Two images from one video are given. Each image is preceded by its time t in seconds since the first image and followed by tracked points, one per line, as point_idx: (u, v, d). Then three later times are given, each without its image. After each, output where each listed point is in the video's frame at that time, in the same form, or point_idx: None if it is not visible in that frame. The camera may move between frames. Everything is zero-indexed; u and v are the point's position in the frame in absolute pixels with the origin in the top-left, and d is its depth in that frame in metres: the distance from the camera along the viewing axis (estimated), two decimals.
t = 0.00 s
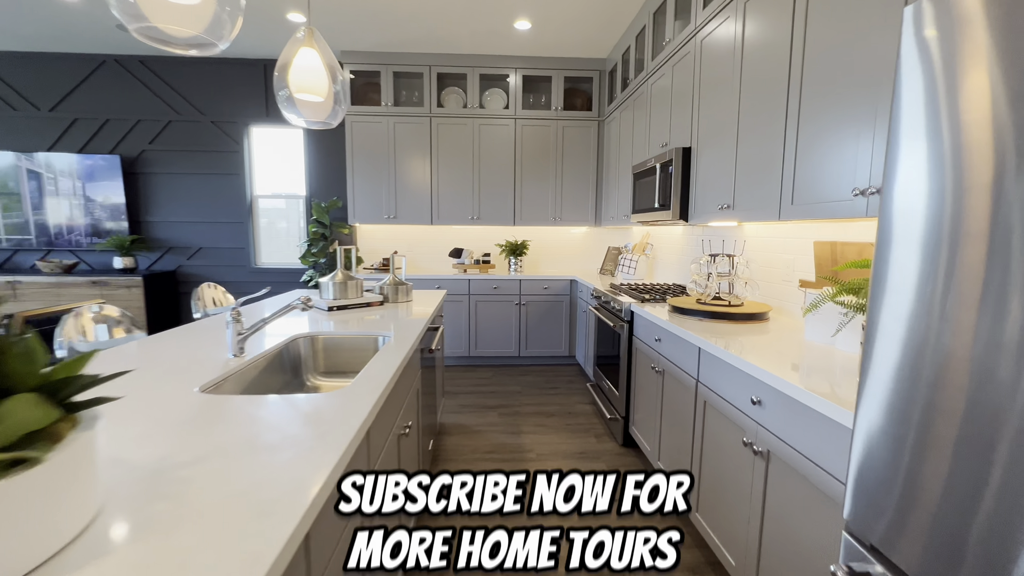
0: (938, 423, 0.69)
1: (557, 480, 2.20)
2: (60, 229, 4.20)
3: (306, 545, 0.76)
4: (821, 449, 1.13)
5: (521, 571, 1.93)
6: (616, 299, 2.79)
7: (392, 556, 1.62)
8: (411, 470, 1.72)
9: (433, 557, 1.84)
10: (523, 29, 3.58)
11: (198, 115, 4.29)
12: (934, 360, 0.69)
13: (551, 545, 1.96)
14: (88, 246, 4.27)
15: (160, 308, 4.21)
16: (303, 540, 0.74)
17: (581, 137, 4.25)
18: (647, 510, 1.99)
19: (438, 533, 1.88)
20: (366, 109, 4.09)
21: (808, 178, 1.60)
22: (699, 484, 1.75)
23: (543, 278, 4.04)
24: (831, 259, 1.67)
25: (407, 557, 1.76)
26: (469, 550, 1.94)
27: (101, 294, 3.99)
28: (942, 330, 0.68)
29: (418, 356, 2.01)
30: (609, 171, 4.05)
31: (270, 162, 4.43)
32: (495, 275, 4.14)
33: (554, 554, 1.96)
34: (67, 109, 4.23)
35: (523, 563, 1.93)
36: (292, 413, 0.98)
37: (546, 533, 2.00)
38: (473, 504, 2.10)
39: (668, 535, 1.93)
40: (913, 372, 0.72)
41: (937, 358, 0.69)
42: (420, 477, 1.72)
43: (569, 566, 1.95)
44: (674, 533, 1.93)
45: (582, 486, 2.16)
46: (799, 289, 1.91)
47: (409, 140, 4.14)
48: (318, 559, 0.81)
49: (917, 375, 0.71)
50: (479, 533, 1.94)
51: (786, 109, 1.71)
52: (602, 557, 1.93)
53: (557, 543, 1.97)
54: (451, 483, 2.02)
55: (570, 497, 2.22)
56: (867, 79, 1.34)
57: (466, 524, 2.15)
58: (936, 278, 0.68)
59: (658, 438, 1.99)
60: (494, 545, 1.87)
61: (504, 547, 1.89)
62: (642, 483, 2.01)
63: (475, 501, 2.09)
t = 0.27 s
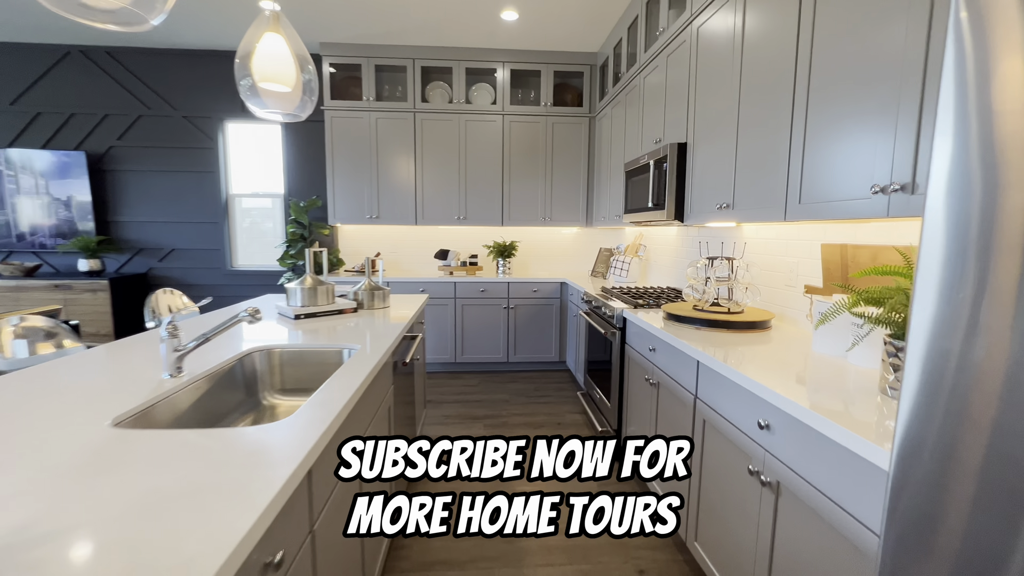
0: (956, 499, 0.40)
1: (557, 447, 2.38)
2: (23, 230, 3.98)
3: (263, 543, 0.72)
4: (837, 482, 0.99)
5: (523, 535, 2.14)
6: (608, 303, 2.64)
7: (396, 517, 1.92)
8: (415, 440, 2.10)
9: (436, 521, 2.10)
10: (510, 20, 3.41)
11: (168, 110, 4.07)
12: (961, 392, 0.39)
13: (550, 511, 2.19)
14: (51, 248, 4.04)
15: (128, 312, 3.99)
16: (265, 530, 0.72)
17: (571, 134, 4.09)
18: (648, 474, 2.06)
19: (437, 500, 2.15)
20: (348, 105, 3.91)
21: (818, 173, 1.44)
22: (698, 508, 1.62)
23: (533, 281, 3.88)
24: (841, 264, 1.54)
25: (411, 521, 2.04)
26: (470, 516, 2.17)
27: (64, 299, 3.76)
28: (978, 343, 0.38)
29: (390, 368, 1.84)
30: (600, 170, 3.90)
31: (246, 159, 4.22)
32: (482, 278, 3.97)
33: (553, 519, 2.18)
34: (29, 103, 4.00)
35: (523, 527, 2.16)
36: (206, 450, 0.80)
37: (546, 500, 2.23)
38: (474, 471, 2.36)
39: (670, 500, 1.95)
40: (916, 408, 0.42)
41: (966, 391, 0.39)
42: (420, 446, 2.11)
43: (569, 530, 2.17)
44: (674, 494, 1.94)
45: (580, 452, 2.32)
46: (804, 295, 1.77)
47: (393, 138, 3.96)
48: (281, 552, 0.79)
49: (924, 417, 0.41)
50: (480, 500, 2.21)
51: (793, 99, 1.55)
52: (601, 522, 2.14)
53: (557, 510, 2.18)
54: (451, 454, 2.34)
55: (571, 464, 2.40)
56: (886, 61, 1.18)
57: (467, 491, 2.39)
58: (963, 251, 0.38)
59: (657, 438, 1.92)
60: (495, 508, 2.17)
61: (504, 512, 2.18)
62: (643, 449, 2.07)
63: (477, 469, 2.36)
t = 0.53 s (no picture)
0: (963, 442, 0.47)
1: (558, 446, 2.45)
2: None
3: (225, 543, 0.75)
4: (865, 518, 0.87)
5: (521, 536, 2.14)
6: (601, 307, 2.48)
7: (396, 516, 2.05)
8: (416, 442, 2.28)
9: (436, 522, 2.13)
10: (498, 8, 3.24)
11: (137, 102, 3.85)
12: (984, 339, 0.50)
13: (550, 511, 2.18)
14: (11, 247, 3.81)
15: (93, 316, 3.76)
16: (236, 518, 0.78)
17: (562, 129, 3.94)
18: (648, 475, 1.92)
19: (437, 500, 2.20)
20: (328, 97, 3.72)
21: (839, 159, 1.28)
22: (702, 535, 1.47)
23: (523, 282, 3.72)
24: (860, 266, 1.41)
25: (410, 522, 2.11)
26: (470, 516, 2.20)
27: (23, 302, 3.53)
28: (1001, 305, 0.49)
29: (363, 380, 1.67)
30: (593, 166, 3.75)
31: (221, 154, 4.01)
32: (470, 279, 3.80)
33: (552, 520, 2.17)
34: None
35: (522, 528, 2.16)
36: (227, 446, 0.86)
37: (546, 501, 2.22)
38: (474, 471, 2.41)
39: (669, 500, 1.78)
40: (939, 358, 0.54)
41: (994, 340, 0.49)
42: (421, 447, 2.31)
43: (569, 530, 2.16)
44: (673, 493, 1.78)
45: (581, 451, 2.38)
46: (814, 298, 1.64)
47: (376, 132, 3.78)
48: (253, 541, 0.85)
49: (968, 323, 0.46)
50: (479, 500, 2.24)
51: (808, 80, 1.39)
52: (601, 523, 2.14)
53: (557, 510, 2.17)
54: (452, 455, 2.51)
55: (571, 464, 2.40)
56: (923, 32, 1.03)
57: (466, 490, 2.40)
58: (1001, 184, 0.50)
59: (657, 441, 1.80)
60: (495, 508, 2.20)
61: (503, 511, 2.20)
62: (643, 448, 1.97)
63: (477, 469, 2.42)
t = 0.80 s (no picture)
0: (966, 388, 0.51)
1: (558, 446, 2.38)
2: None
3: (208, 530, 0.75)
4: (915, 556, 0.75)
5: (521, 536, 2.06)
6: (598, 311, 2.31)
7: (396, 515, 2.00)
8: (415, 442, 2.37)
9: (436, 522, 2.06)
10: None
11: (104, 93, 3.62)
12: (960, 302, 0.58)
13: (551, 511, 2.11)
14: None
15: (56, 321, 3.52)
16: (219, 508, 0.77)
17: (555, 124, 3.78)
18: (647, 476, 1.76)
19: (437, 500, 2.14)
20: (308, 89, 3.52)
21: (870, 148, 1.13)
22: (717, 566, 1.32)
23: (514, 283, 3.55)
24: (889, 266, 1.29)
25: (411, 522, 2.05)
26: (470, 516, 2.13)
27: None
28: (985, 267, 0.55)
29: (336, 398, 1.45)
30: (587, 163, 3.59)
31: (195, 149, 3.79)
32: (459, 280, 3.63)
33: (553, 520, 2.10)
34: None
35: (522, 528, 2.08)
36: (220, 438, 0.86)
37: (546, 500, 2.15)
38: (474, 471, 2.36)
39: (670, 498, 1.66)
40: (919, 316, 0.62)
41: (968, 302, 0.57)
42: (420, 447, 2.35)
43: (569, 531, 2.09)
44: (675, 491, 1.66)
45: (581, 451, 2.30)
46: (835, 302, 1.50)
47: (359, 126, 3.59)
48: (240, 529, 0.84)
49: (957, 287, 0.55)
50: (479, 500, 2.17)
51: (834, 59, 1.24)
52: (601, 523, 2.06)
53: (557, 510, 2.10)
54: (451, 454, 2.47)
55: (571, 465, 2.34)
56: None
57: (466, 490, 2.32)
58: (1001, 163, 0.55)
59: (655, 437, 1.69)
60: (494, 508, 2.14)
61: (504, 511, 2.13)
62: (641, 448, 1.80)
63: (477, 470, 2.37)
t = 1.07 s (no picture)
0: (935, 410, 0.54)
1: (557, 446, 2.30)
2: None
3: (188, 531, 0.76)
4: None
5: (521, 537, 2.06)
6: (592, 320, 2.16)
7: (396, 515, 2.06)
8: (415, 442, 2.43)
9: (436, 522, 2.07)
10: None
11: (68, 87, 3.41)
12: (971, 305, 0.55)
13: (551, 511, 2.12)
14: None
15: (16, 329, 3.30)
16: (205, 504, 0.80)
17: (546, 122, 3.64)
18: (647, 476, 1.64)
19: (437, 500, 2.15)
20: (286, 84, 3.34)
21: (902, 146, 1.00)
22: None
23: (504, 288, 3.41)
24: (916, 279, 1.16)
25: (411, 522, 2.08)
26: (470, 515, 2.13)
27: None
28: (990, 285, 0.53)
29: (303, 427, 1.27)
30: (580, 162, 3.46)
31: (167, 147, 3.59)
32: (447, 285, 3.47)
33: (553, 520, 2.11)
34: None
35: (522, 528, 2.09)
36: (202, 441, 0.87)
37: (546, 500, 2.16)
38: (474, 472, 2.37)
39: (669, 499, 1.55)
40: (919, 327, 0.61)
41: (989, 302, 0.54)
42: (420, 447, 2.39)
43: (569, 530, 2.08)
44: (674, 492, 1.55)
45: (581, 451, 2.19)
46: (852, 315, 1.37)
47: (341, 124, 3.42)
48: (207, 546, 0.81)
49: None
50: (480, 500, 2.19)
51: (858, 45, 1.11)
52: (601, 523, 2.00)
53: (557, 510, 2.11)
54: (452, 454, 2.50)
55: (571, 465, 2.24)
56: None
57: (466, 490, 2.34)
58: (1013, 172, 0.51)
59: (658, 441, 1.56)
60: (494, 508, 2.16)
61: (503, 511, 2.14)
62: (642, 448, 1.67)
63: (477, 470, 2.38)
